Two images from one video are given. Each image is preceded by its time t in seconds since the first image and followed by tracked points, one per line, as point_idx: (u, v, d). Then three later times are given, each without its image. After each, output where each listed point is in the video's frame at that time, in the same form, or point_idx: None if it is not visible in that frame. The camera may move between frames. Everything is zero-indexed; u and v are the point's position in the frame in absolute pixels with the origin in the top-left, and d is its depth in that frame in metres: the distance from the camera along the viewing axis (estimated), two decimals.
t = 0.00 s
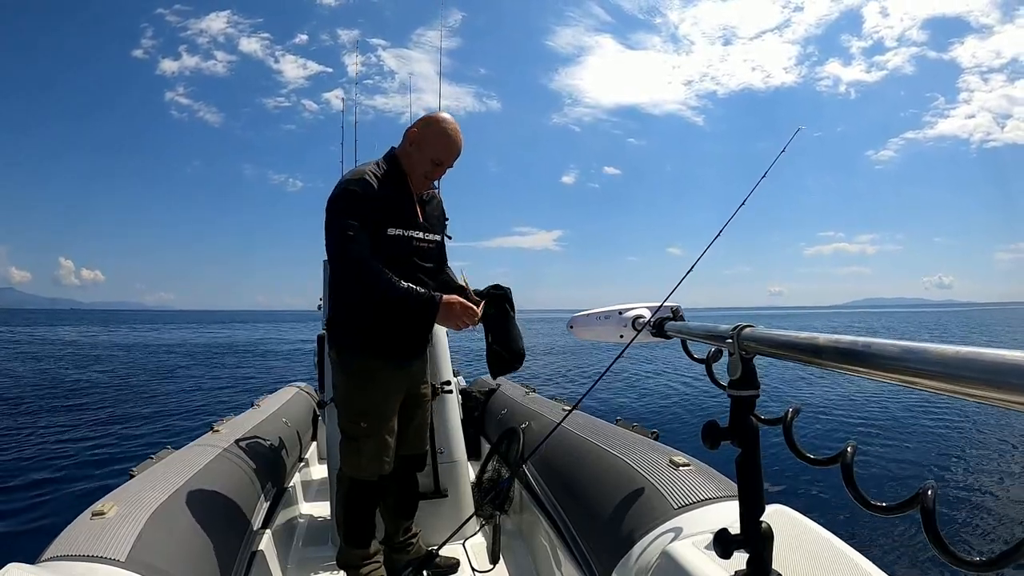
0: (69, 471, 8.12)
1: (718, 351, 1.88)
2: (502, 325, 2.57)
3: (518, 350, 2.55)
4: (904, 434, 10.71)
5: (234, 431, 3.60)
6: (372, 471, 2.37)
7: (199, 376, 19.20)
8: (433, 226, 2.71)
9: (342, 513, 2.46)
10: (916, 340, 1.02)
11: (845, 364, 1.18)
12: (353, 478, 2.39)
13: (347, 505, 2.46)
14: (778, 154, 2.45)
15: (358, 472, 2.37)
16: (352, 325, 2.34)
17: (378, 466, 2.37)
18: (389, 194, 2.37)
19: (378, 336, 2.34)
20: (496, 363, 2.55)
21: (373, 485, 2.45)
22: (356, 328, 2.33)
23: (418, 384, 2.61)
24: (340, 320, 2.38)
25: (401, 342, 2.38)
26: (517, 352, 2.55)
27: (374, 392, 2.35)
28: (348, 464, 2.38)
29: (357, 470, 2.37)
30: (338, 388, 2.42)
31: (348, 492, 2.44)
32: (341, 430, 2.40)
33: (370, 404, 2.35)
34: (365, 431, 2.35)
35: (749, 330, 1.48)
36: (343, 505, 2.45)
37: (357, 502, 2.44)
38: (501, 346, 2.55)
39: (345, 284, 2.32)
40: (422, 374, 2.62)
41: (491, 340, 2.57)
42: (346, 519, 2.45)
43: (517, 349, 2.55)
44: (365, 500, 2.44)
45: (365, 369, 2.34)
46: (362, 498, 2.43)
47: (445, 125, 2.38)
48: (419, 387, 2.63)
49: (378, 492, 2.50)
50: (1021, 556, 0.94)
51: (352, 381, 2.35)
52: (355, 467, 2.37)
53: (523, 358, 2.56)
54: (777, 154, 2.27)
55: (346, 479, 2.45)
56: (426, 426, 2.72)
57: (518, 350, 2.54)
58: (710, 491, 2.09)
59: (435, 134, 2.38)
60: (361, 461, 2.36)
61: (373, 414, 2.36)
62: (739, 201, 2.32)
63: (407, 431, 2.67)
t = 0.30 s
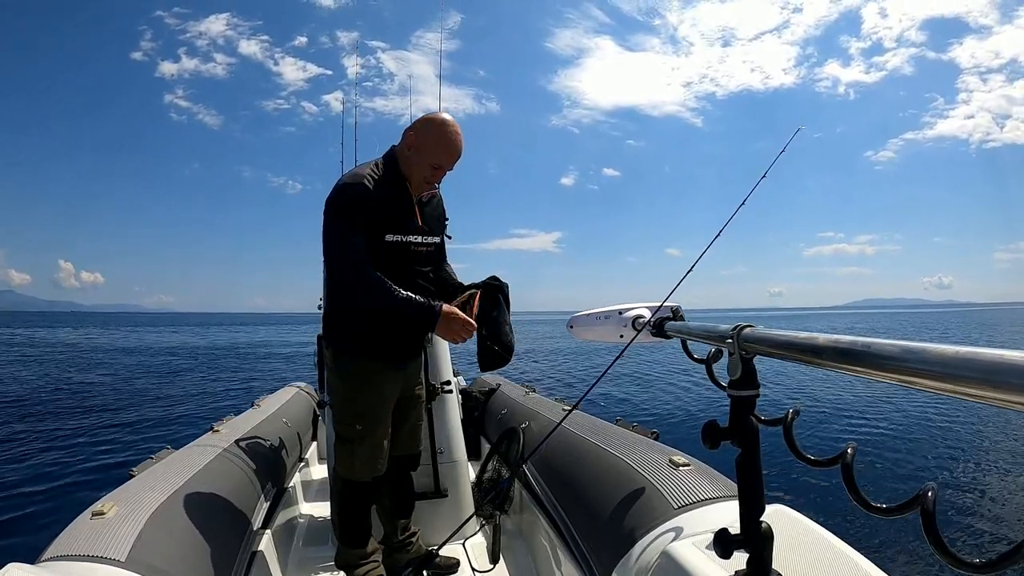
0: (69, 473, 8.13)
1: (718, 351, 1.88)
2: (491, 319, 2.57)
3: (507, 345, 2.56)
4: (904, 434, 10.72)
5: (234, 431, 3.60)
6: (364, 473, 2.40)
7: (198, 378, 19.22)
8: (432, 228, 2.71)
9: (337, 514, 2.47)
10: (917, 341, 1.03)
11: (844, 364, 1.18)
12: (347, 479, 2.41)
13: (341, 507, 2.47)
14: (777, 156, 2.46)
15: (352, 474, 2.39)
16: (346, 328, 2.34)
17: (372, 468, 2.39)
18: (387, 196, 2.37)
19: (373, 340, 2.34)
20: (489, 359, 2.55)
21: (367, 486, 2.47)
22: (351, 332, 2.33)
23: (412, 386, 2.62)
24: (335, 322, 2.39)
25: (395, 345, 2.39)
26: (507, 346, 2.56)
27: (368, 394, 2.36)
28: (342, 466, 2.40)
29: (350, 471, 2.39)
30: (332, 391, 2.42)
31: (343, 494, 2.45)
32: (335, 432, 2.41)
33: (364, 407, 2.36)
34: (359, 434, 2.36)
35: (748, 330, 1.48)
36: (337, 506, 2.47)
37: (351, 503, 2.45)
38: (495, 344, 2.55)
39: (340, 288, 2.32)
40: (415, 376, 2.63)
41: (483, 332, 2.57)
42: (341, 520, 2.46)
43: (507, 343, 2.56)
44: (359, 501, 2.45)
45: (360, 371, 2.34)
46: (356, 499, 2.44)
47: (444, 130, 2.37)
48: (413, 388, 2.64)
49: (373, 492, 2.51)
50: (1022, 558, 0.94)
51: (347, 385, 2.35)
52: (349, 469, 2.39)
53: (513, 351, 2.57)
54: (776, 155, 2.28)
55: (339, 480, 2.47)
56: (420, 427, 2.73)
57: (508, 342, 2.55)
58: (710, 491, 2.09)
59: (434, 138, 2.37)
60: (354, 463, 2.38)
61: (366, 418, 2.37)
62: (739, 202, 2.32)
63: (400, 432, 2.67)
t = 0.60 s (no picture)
0: (68, 472, 8.13)
1: (718, 351, 1.88)
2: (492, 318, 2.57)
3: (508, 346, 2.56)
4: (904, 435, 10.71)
5: (234, 431, 3.60)
6: (361, 473, 2.41)
7: (197, 377, 19.21)
8: (434, 229, 2.71)
9: (335, 514, 2.48)
10: (915, 341, 1.03)
11: (843, 364, 1.19)
12: (344, 479, 2.42)
13: (338, 507, 2.47)
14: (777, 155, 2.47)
15: (349, 474, 2.40)
16: (345, 329, 2.34)
17: (368, 469, 2.40)
18: (389, 196, 2.37)
19: (372, 341, 2.34)
20: (491, 360, 2.57)
21: (364, 486, 2.48)
22: (350, 332, 2.33)
23: (410, 387, 2.62)
24: (333, 322, 2.39)
25: (395, 345, 2.40)
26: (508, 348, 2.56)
27: (367, 395, 2.36)
28: (339, 466, 2.41)
29: (347, 471, 2.40)
30: (330, 391, 2.42)
31: (341, 494, 2.46)
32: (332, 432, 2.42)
33: (362, 408, 2.36)
34: (356, 435, 2.37)
35: (748, 330, 1.49)
36: (334, 506, 2.48)
37: (349, 503, 2.46)
38: (498, 345, 2.55)
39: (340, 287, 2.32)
40: (413, 376, 2.64)
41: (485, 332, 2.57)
42: (339, 521, 2.46)
43: (508, 344, 2.56)
44: (357, 501, 2.46)
45: (358, 372, 2.34)
46: (353, 499, 2.45)
47: (448, 131, 2.37)
48: (411, 389, 2.64)
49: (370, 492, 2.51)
50: (1021, 559, 0.94)
51: (346, 385, 2.35)
52: (346, 469, 2.40)
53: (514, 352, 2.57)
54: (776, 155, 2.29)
55: (337, 480, 2.48)
56: (418, 427, 2.73)
57: (510, 344, 2.55)
58: (709, 491, 2.09)
59: (437, 140, 2.37)
60: (352, 463, 2.39)
61: (364, 419, 2.37)
62: (739, 202, 2.34)
63: (398, 432, 2.68)
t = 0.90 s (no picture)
0: (68, 468, 8.13)
1: (718, 351, 1.88)
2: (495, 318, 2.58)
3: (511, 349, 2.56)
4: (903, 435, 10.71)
5: (234, 430, 3.60)
6: (359, 474, 2.42)
7: (197, 374, 19.21)
8: (438, 230, 2.71)
9: (333, 514, 2.49)
10: (915, 341, 1.03)
11: (843, 364, 1.19)
12: (342, 480, 2.43)
13: (336, 506, 2.48)
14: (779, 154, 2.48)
15: (347, 475, 2.41)
16: (346, 329, 2.34)
17: (366, 470, 2.41)
18: (393, 196, 2.38)
19: (372, 341, 2.34)
20: (494, 363, 2.58)
21: (362, 487, 2.48)
22: (350, 332, 2.33)
23: (408, 387, 2.63)
24: (332, 323, 2.39)
25: (395, 347, 2.40)
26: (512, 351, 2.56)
27: (366, 396, 2.36)
28: (338, 466, 2.42)
29: (345, 472, 2.41)
30: (329, 391, 2.42)
31: (339, 494, 2.47)
32: (330, 432, 2.43)
33: (361, 408, 2.37)
34: (354, 435, 2.38)
35: (748, 330, 1.49)
36: (332, 506, 2.48)
37: (347, 504, 2.46)
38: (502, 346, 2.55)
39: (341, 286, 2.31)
40: (412, 377, 2.64)
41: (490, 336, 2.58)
42: (337, 521, 2.47)
43: (513, 347, 2.55)
44: (355, 501, 2.47)
45: (358, 372, 2.34)
46: (351, 500, 2.46)
47: (454, 133, 2.37)
48: (410, 390, 2.64)
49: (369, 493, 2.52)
50: (1021, 557, 0.94)
51: (345, 385, 2.35)
52: (344, 469, 2.41)
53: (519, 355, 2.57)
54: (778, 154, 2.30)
55: (334, 480, 2.48)
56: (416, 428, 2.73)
57: (515, 347, 2.55)
58: (710, 491, 2.09)
59: (443, 141, 2.37)
60: (350, 464, 2.40)
61: (362, 419, 2.38)
62: (739, 202, 2.34)
63: (396, 434, 2.68)
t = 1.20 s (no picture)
0: (69, 465, 8.13)
1: (719, 351, 1.88)
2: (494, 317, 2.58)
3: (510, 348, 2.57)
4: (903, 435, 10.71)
5: (234, 430, 3.60)
6: (359, 474, 2.42)
7: (198, 371, 19.20)
8: (437, 231, 2.71)
9: (333, 515, 2.49)
10: (916, 341, 1.03)
11: (844, 364, 1.19)
12: (341, 480, 2.43)
13: (336, 506, 2.48)
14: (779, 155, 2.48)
15: (346, 475, 2.41)
16: (345, 328, 2.33)
17: (366, 470, 2.41)
18: (393, 195, 2.38)
19: (372, 341, 2.34)
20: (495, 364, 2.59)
21: (361, 487, 2.48)
22: (350, 331, 2.33)
23: (407, 388, 2.63)
24: (331, 322, 2.38)
25: (394, 346, 2.40)
26: (510, 350, 2.58)
27: (365, 395, 2.36)
28: (337, 466, 2.42)
29: (344, 472, 2.41)
30: (328, 390, 2.42)
31: (339, 494, 2.47)
32: (329, 432, 2.43)
33: (361, 408, 2.37)
34: (354, 435, 2.38)
35: (748, 330, 1.49)
36: (332, 506, 2.49)
37: (347, 504, 2.47)
38: (501, 346, 2.57)
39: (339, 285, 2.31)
40: (411, 377, 2.64)
41: (489, 336, 2.58)
42: (337, 521, 2.47)
43: (512, 346, 2.57)
44: (356, 501, 2.47)
45: (357, 372, 2.34)
46: (351, 500, 2.46)
47: (454, 133, 2.36)
48: (409, 390, 2.64)
49: (369, 492, 2.52)
50: (1022, 555, 0.94)
51: (344, 384, 2.35)
52: (343, 469, 2.41)
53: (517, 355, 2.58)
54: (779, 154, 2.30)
55: (334, 481, 2.48)
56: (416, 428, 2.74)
57: (514, 348, 2.56)
58: (710, 491, 2.09)
59: (441, 142, 2.37)
60: (349, 464, 2.40)
61: (361, 419, 2.38)
62: (740, 202, 2.34)
63: (395, 434, 2.68)
